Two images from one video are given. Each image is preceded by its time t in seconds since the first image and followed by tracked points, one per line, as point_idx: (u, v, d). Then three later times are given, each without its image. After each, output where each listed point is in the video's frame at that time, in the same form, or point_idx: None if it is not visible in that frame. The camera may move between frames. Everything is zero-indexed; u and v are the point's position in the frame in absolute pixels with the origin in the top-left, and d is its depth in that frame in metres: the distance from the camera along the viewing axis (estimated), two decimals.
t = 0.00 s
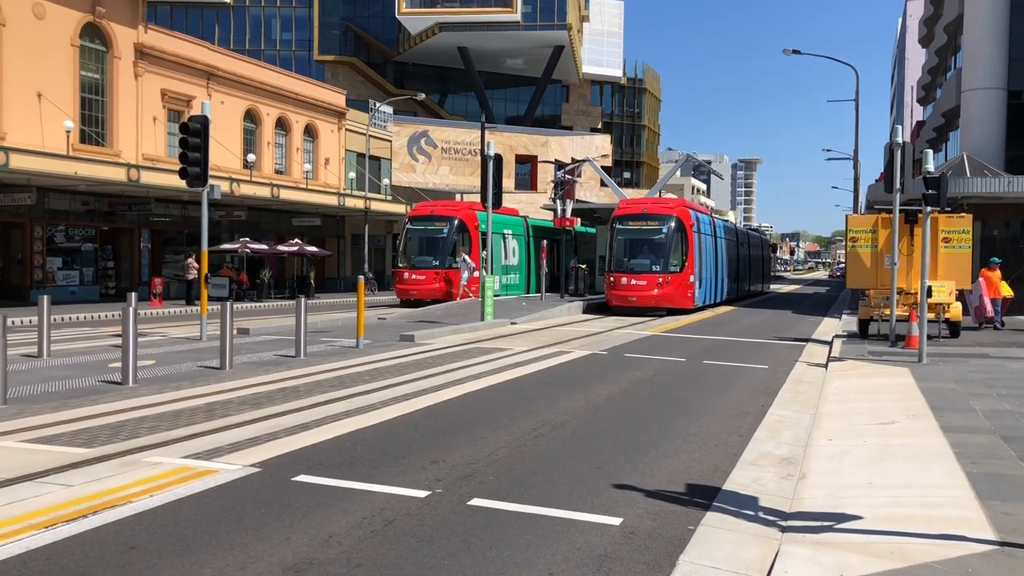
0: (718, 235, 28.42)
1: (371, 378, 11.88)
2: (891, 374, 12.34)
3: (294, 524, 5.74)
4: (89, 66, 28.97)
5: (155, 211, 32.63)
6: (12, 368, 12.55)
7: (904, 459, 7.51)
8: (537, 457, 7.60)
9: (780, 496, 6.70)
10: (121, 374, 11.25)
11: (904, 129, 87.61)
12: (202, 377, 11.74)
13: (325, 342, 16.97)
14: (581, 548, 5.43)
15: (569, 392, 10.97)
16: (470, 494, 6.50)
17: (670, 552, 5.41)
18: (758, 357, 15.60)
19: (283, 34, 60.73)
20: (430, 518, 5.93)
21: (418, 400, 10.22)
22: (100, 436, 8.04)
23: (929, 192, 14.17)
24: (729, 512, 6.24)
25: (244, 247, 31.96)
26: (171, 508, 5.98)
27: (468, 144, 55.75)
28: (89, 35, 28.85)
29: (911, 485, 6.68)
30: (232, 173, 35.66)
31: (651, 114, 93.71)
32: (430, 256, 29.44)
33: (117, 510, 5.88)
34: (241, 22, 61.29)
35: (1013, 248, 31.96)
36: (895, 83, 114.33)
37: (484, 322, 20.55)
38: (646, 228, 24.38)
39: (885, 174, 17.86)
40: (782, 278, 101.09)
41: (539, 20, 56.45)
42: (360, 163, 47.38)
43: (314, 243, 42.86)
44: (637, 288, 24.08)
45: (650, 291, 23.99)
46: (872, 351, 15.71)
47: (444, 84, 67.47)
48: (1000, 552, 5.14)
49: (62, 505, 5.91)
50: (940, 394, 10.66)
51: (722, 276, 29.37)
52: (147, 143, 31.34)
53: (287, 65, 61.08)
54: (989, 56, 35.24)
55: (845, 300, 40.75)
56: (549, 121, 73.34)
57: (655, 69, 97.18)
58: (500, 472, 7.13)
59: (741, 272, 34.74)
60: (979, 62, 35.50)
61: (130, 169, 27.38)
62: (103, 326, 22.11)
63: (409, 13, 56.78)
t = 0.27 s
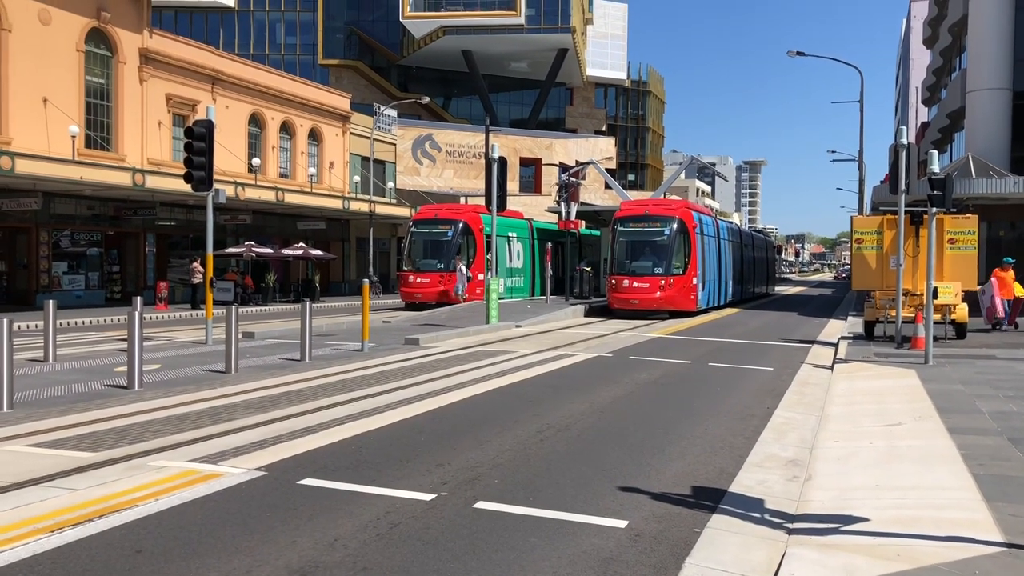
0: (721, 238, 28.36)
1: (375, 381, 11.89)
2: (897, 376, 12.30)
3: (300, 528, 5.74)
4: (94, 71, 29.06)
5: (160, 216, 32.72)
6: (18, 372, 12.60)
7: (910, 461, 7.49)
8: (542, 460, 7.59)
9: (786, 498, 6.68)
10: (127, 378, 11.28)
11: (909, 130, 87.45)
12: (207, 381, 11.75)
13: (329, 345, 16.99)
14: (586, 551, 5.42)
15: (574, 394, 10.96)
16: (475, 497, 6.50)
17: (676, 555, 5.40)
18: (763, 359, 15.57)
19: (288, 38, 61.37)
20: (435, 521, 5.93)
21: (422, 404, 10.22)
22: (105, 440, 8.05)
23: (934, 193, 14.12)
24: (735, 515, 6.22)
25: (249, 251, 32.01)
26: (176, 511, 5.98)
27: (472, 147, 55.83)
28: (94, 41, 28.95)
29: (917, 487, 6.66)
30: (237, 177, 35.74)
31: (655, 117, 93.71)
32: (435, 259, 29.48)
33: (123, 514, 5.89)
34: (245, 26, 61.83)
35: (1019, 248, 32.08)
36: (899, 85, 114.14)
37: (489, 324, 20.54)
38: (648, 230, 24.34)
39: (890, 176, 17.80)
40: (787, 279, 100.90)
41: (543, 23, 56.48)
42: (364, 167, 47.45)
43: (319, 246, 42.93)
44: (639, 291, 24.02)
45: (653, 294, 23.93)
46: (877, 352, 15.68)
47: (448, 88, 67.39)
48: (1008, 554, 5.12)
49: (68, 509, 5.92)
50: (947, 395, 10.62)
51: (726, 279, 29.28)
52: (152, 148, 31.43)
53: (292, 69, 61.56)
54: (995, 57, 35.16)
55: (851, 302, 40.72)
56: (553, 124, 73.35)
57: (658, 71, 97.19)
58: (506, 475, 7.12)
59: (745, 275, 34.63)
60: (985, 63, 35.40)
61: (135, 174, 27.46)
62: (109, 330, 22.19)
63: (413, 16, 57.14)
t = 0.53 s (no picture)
0: (726, 238, 28.28)
1: (381, 383, 11.90)
2: (903, 377, 12.28)
3: (306, 529, 5.75)
4: (101, 74, 29.17)
5: (166, 218, 32.82)
6: (25, 375, 12.64)
7: (917, 463, 7.47)
8: (548, 462, 7.59)
9: (793, 500, 6.67)
10: (133, 380, 11.31)
11: (915, 131, 87.28)
12: (213, 384, 11.77)
13: (335, 347, 17.01)
14: (593, 553, 5.41)
15: (580, 397, 10.95)
16: (481, 498, 6.50)
17: (682, 557, 5.39)
18: (770, 360, 15.54)
19: (294, 41, 61.52)
20: (442, 523, 5.93)
21: (428, 405, 10.23)
22: (113, 442, 8.07)
23: (941, 194, 14.10)
24: (742, 517, 6.21)
25: (255, 254, 32.07)
26: (183, 513, 6.00)
27: (478, 150, 55.92)
28: (101, 44, 29.06)
29: (924, 489, 6.65)
30: (243, 180, 35.83)
31: (660, 118, 93.68)
32: (440, 261, 29.54)
33: (130, 515, 5.90)
34: (251, 29, 62.04)
35: None
36: (906, 86, 113.86)
37: (494, 326, 20.55)
38: (650, 231, 24.29)
39: (896, 177, 17.76)
40: (792, 281, 100.55)
41: (548, 25, 56.52)
42: (370, 169, 47.54)
43: (325, 249, 43.01)
44: (641, 293, 24.00)
45: (655, 296, 23.92)
46: (884, 354, 15.65)
47: (453, 90, 67.11)
48: (1016, 556, 5.10)
49: (75, 511, 5.94)
50: (953, 397, 10.60)
51: (730, 279, 29.22)
52: (158, 150, 31.52)
53: (297, 72, 61.74)
54: (1002, 58, 35.10)
55: (857, 303, 40.62)
56: (558, 126, 73.33)
57: (663, 73, 97.16)
58: (511, 477, 7.12)
59: (750, 276, 34.54)
60: (992, 64, 35.35)
61: (142, 176, 27.54)
62: (116, 333, 22.25)
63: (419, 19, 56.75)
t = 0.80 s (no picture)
0: (727, 239, 28.22)
1: (386, 384, 11.91)
2: (908, 378, 12.26)
3: (311, 530, 5.75)
4: (106, 75, 29.24)
5: (171, 219, 32.89)
6: (31, 375, 12.67)
7: (922, 464, 7.45)
8: (553, 463, 7.58)
9: (798, 501, 6.65)
10: (138, 381, 11.34)
11: (921, 132, 87.05)
12: (218, 384, 11.79)
13: (340, 348, 17.03)
14: (598, 554, 5.40)
15: (585, 397, 10.94)
16: (485, 499, 6.50)
17: (687, 558, 5.38)
18: (774, 361, 15.52)
19: (299, 42, 61.66)
20: (446, 524, 5.93)
21: (433, 406, 10.24)
22: (118, 442, 8.09)
23: (946, 195, 14.06)
24: (747, 518, 6.20)
25: (261, 254, 32.12)
26: (188, 513, 6.01)
27: (482, 150, 55.97)
28: (106, 45, 29.14)
29: (930, 490, 6.63)
30: (248, 180, 35.90)
31: (665, 119, 93.63)
32: (444, 262, 29.53)
33: (135, 515, 5.91)
34: (256, 29, 62.19)
35: None
36: (911, 86, 113.62)
37: (499, 327, 20.54)
38: (651, 231, 24.25)
39: (901, 178, 17.71)
40: (797, 281, 100.41)
41: (553, 26, 56.51)
42: (375, 170, 47.61)
43: (330, 249, 43.07)
44: (642, 294, 23.87)
45: (656, 297, 23.78)
46: (890, 355, 15.61)
47: (458, 91, 67.51)
48: (1022, 558, 5.08)
49: (79, 511, 5.95)
50: (959, 398, 10.58)
51: (733, 281, 29.10)
52: (164, 151, 31.59)
53: (302, 73, 61.85)
54: (1009, 58, 35.00)
55: (863, 304, 40.53)
56: (563, 127, 73.28)
57: (668, 74, 97.11)
58: (516, 478, 7.11)
59: (754, 278, 34.44)
60: (998, 64, 35.25)
61: (147, 177, 27.59)
62: (121, 333, 22.28)
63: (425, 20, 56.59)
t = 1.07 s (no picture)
0: (728, 238, 28.11)
1: (389, 383, 11.91)
2: (911, 378, 12.24)
3: (314, 529, 5.75)
4: (109, 74, 29.26)
5: (174, 218, 32.94)
6: (35, 374, 12.69)
7: (925, 463, 7.45)
8: (556, 462, 7.58)
9: (801, 501, 6.65)
10: (141, 380, 11.36)
11: (924, 131, 86.84)
12: (221, 383, 11.80)
13: (343, 347, 17.04)
14: (600, 553, 5.40)
15: (587, 397, 10.94)
16: (488, 499, 6.50)
17: (690, 557, 5.38)
18: (777, 361, 15.51)
19: (301, 41, 61.69)
20: (449, 523, 5.93)
21: (435, 405, 10.23)
22: (121, 441, 8.11)
23: (949, 194, 14.04)
24: (749, 517, 6.20)
25: (263, 253, 32.13)
26: (190, 512, 6.02)
27: (485, 150, 55.97)
28: (109, 44, 29.16)
29: (932, 490, 6.63)
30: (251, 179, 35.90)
31: (667, 118, 93.52)
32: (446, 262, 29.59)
33: (137, 515, 5.91)
34: (258, 28, 62.31)
35: None
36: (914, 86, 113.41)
37: (502, 327, 20.53)
38: (649, 229, 24.07)
39: (904, 177, 17.68)
40: (800, 280, 100.18)
41: (556, 25, 56.43)
42: (377, 169, 47.62)
43: (332, 249, 43.08)
44: (639, 294, 23.66)
45: (654, 296, 23.55)
46: (893, 354, 15.61)
47: (461, 90, 67.28)
48: None
49: (82, 510, 5.96)
50: (961, 397, 10.57)
51: (733, 281, 29.00)
52: (166, 150, 31.62)
53: (305, 72, 61.95)
54: (1012, 58, 34.92)
55: (865, 304, 40.48)
56: (566, 126, 73.07)
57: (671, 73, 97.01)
58: (518, 477, 7.11)
59: (755, 278, 34.39)
60: (1001, 63, 35.18)
61: (150, 176, 27.63)
62: (123, 332, 22.30)
63: (427, 19, 57.07)
